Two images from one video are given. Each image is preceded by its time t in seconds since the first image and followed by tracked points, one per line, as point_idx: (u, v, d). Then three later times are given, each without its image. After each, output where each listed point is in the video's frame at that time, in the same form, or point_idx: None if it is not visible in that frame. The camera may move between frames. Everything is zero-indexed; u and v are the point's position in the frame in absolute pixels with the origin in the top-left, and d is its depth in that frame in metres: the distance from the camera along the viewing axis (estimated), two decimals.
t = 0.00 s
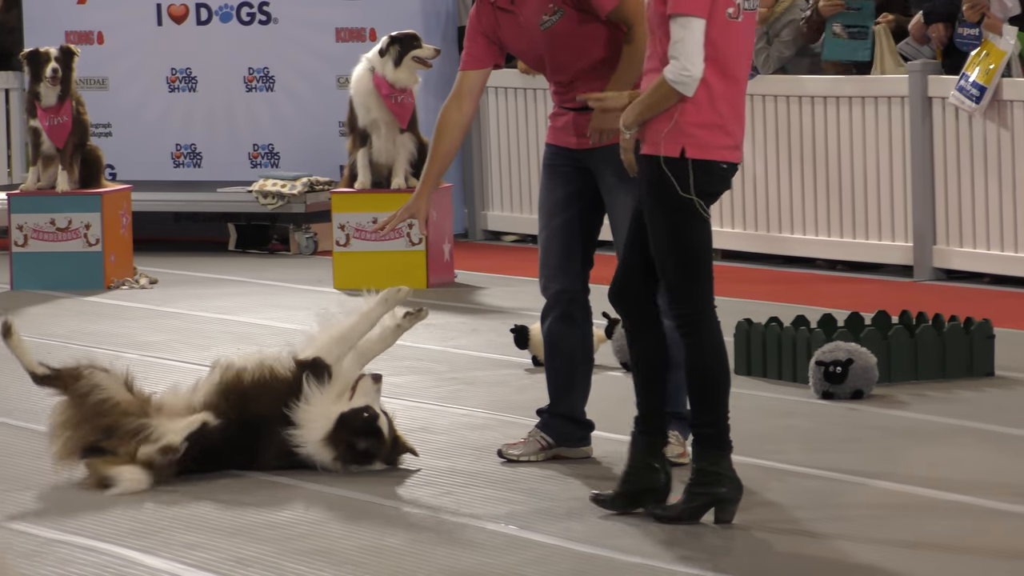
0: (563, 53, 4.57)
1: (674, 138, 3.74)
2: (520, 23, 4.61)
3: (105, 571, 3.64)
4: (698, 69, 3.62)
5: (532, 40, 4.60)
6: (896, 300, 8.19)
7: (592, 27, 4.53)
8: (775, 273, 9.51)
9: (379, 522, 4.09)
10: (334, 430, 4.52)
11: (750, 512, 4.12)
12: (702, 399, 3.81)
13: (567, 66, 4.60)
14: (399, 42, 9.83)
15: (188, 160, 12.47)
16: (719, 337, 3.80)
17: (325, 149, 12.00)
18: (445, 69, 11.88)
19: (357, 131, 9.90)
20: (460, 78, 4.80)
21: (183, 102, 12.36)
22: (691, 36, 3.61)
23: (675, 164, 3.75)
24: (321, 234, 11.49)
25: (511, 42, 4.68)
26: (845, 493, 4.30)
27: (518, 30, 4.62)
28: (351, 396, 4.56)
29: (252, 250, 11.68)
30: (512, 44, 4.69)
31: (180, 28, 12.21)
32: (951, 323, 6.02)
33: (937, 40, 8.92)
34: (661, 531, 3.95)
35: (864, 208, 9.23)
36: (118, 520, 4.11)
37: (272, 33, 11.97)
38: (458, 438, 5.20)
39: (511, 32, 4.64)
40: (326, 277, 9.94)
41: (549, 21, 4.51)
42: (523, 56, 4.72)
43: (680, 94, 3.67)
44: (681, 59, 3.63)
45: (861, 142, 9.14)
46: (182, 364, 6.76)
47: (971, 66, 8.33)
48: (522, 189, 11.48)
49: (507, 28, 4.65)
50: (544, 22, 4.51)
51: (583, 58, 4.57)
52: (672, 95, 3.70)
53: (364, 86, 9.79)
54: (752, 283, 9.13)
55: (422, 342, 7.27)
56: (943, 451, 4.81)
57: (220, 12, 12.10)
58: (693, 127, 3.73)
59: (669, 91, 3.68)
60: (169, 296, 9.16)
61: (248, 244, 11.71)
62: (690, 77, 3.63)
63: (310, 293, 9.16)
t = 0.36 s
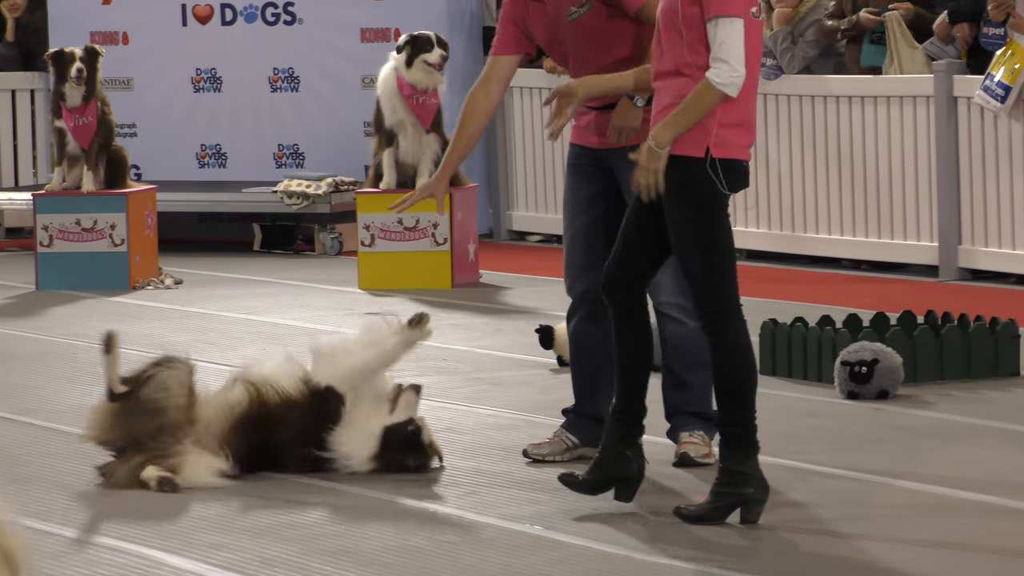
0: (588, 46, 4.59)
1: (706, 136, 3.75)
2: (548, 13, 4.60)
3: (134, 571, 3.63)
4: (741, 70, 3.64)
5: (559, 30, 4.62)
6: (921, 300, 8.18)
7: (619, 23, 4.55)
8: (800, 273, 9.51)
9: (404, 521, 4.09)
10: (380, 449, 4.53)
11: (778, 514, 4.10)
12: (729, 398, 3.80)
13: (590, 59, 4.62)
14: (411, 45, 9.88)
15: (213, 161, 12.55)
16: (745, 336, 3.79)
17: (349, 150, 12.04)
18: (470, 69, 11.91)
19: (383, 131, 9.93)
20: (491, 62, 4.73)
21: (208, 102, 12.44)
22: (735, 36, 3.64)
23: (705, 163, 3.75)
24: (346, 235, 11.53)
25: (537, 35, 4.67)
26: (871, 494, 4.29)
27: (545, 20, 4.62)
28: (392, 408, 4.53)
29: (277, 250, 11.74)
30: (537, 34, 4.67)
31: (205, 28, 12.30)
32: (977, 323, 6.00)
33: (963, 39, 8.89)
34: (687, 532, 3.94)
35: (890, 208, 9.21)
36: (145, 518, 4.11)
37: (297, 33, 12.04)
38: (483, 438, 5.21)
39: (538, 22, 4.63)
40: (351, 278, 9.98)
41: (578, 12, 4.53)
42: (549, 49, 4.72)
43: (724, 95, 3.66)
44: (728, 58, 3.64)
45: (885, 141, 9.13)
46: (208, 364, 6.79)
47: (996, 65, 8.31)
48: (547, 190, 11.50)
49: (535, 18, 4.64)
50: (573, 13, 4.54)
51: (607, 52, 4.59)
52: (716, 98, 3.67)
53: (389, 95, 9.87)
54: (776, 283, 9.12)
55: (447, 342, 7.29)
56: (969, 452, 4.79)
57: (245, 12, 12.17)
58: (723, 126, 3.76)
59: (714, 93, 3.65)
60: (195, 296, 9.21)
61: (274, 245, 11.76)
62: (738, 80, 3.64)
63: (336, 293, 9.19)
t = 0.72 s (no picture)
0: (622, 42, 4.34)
1: (659, 146, 3.79)
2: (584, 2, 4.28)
3: (153, 571, 3.63)
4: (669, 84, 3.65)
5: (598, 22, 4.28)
6: (940, 301, 8.16)
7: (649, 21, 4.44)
8: (818, 274, 9.50)
9: (421, 521, 4.09)
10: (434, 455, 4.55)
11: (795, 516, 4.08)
12: (737, 394, 3.76)
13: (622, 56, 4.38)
14: (421, 49, 9.90)
15: (232, 161, 12.60)
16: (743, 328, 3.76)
17: (368, 150, 12.08)
18: (488, 70, 11.92)
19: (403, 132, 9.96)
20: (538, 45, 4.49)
21: (226, 102, 12.49)
22: (669, 50, 3.63)
23: (664, 169, 3.79)
24: (364, 235, 11.56)
25: (574, 27, 4.36)
26: (889, 496, 4.27)
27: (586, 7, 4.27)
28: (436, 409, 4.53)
29: (296, 250, 11.79)
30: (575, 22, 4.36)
31: (224, 28, 12.36)
32: (996, 324, 5.98)
33: (982, 40, 8.87)
34: (704, 532, 3.94)
35: (909, 210, 9.18)
36: (164, 517, 4.12)
37: (316, 33, 12.08)
38: (502, 439, 5.22)
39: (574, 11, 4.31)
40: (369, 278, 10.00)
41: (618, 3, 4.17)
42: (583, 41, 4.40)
43: (653, 110, 3.68)
44: (657, 73, 3.64)
45: (904, 141, 9.11)
46: (226, 364, 6.81)
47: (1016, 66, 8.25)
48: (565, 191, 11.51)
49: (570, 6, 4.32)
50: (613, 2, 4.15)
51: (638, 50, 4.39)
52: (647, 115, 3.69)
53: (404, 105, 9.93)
54: (794, 284, 9.12)
55: (465, 343, 7.30)
56: (988, 453, 4.77)
57: (264, 12, 12.22)
58: (677, 133, 3.79)
59: (644, 109, 3.68)
60: (213, 296, 9.25)
61: (292, 245, 11.81)
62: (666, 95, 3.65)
63: (355, 294, 9.21)
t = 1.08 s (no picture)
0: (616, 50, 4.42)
1: (599, 134, 3.81)
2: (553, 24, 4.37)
3: (163, 570, 3.64)
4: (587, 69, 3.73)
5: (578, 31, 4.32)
6: (951, 301, 8.15)
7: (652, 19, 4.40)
8: (827, 274, 9.49)
9: (431, 520, 4.10)
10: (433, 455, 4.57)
11: (806, 517, 4.07)
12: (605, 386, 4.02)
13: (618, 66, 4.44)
14: (421, 52, 10.05)
15: (242, 160, 12.62)
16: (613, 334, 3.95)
17: (378, 149, 12.09)
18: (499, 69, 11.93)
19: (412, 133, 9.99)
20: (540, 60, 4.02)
21: (237, 101, 12.52)
22: (579, 38, 3.72)
23: (609, 157, 3.80)
24: (374, 234, 11.58)
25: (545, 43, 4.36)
26: (901, 496, 4.27)
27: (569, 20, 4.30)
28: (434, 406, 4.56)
29: (306, 250, 11.81)
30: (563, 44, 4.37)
31: (235, 27, 12.40)
32: (1005, 325, 5.98)
33: (993, 41, 8.86)
34: (713, 533, 3.93)
35: (920, 211, 9.16)
36: (173, 517, 4.13)
37: (326, 32, 12.11)
38: (510, 439, 5.23)
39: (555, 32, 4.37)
40: (379, 277, 10.01)
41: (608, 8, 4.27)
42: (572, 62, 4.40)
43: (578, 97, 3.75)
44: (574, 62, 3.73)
45: (915, 142, 9.10)
46: (236, 363, 6.81)
47: None
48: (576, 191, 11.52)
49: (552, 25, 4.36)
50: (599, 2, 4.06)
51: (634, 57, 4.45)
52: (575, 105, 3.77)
53: (411, 108, 10.00)
54: (804, 284, 9.11)
55: (475, 342, 7.31)
56: (998, 454, 4.77)
57: (275, 11, 12.25)
58: (617, 117, 3.80)
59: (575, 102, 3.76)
60: (222, 295, 9.27)
61: (302, 244, 11.83)
62: (587, 80, 3.73)
63: (364, 293, 9.23)
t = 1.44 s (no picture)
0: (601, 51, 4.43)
1: (571, 130, 3.86)
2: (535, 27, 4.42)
3: (164, 569, 3.64)
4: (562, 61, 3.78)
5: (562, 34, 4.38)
6: (953, 301, 8.14)
7: (636, 19, 4.42)
8: (830, 274, 9.48)
9: (433, 520, 4.09)
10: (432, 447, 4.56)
11: (808, 517, 4.06)
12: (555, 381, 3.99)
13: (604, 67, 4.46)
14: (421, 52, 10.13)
15: (244, 159, 12.62)
16: (574, 326, 3.97)
17: (380, 148, 12.09)
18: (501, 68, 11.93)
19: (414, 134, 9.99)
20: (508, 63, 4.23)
21: (239, 100, 12.53)
22: (557, 30, 3.77)
23: (581, 153, 3.85)
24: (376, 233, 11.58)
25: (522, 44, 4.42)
26: (903, 496, 4.27)
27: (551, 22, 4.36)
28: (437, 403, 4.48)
29: (308, 249, 11.80)
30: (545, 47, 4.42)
31: (237, 26, 12.41)
32: (1007, 325, 5.98)
33: (996, 40, 8.85)
34: (714, 531, 3.93)
35: (922, 211, 9.16)
36: (175, 516, 4.13)
37: (328, 31, 12.12)
38: (512, 438, 5.22)
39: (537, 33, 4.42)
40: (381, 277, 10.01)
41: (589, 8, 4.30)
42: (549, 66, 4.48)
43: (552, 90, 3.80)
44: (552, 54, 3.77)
45: (917, 141, 9.10)
46: (237, 362, 6.81)
47: None
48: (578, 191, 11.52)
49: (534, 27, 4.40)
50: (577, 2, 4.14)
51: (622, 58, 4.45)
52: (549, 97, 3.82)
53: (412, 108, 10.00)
54: (806, 283, 9.09)
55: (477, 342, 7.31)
56: (1000, 454, 4.77)
57: (277, 10, 12.26)
58: (589, 111, 3.85)
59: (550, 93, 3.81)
60: (224, 295, 9.26)
61: (305, 243, 11.83)
62: (561, 69, 3.78)
63: (366, 293, 9.22)
